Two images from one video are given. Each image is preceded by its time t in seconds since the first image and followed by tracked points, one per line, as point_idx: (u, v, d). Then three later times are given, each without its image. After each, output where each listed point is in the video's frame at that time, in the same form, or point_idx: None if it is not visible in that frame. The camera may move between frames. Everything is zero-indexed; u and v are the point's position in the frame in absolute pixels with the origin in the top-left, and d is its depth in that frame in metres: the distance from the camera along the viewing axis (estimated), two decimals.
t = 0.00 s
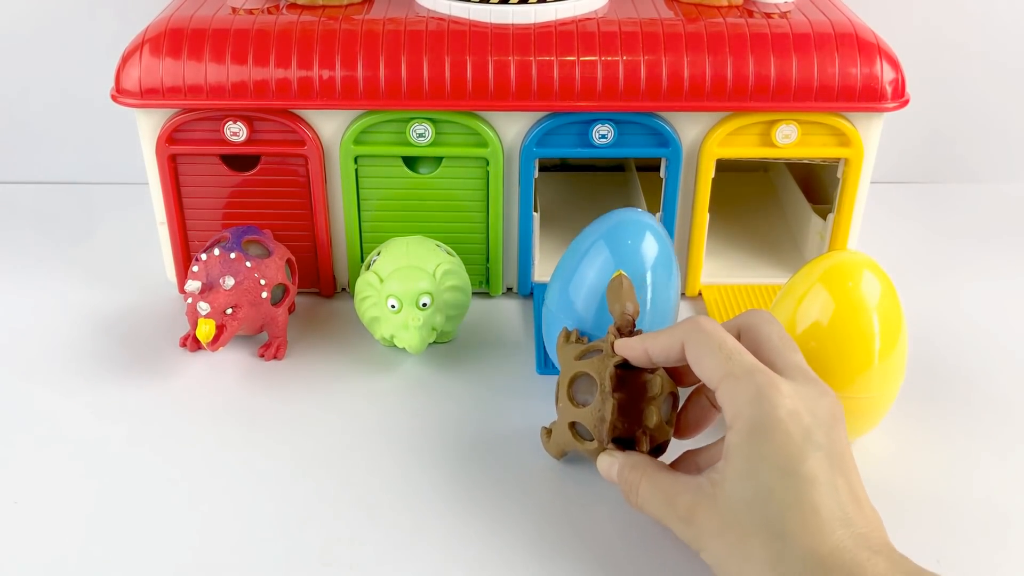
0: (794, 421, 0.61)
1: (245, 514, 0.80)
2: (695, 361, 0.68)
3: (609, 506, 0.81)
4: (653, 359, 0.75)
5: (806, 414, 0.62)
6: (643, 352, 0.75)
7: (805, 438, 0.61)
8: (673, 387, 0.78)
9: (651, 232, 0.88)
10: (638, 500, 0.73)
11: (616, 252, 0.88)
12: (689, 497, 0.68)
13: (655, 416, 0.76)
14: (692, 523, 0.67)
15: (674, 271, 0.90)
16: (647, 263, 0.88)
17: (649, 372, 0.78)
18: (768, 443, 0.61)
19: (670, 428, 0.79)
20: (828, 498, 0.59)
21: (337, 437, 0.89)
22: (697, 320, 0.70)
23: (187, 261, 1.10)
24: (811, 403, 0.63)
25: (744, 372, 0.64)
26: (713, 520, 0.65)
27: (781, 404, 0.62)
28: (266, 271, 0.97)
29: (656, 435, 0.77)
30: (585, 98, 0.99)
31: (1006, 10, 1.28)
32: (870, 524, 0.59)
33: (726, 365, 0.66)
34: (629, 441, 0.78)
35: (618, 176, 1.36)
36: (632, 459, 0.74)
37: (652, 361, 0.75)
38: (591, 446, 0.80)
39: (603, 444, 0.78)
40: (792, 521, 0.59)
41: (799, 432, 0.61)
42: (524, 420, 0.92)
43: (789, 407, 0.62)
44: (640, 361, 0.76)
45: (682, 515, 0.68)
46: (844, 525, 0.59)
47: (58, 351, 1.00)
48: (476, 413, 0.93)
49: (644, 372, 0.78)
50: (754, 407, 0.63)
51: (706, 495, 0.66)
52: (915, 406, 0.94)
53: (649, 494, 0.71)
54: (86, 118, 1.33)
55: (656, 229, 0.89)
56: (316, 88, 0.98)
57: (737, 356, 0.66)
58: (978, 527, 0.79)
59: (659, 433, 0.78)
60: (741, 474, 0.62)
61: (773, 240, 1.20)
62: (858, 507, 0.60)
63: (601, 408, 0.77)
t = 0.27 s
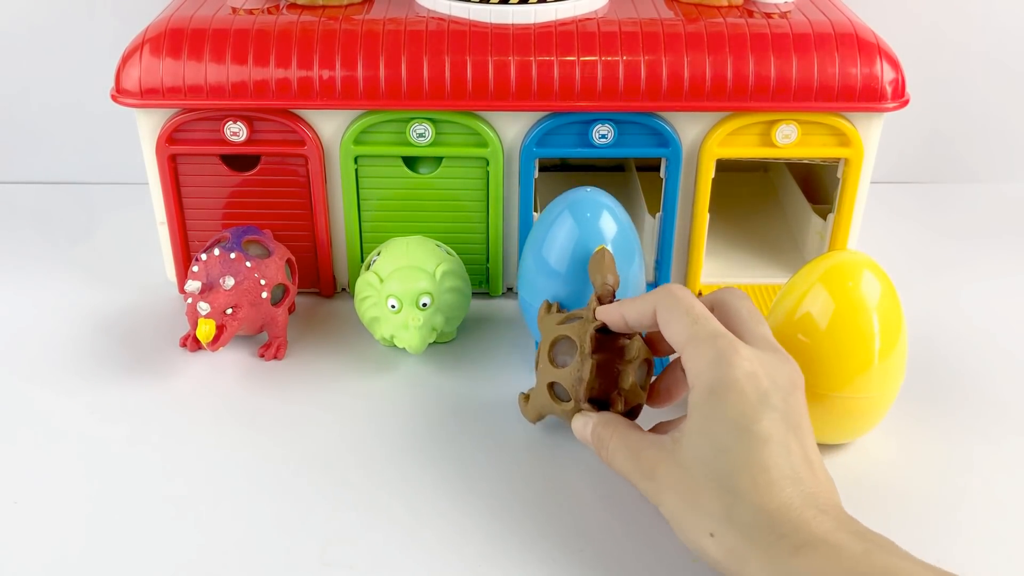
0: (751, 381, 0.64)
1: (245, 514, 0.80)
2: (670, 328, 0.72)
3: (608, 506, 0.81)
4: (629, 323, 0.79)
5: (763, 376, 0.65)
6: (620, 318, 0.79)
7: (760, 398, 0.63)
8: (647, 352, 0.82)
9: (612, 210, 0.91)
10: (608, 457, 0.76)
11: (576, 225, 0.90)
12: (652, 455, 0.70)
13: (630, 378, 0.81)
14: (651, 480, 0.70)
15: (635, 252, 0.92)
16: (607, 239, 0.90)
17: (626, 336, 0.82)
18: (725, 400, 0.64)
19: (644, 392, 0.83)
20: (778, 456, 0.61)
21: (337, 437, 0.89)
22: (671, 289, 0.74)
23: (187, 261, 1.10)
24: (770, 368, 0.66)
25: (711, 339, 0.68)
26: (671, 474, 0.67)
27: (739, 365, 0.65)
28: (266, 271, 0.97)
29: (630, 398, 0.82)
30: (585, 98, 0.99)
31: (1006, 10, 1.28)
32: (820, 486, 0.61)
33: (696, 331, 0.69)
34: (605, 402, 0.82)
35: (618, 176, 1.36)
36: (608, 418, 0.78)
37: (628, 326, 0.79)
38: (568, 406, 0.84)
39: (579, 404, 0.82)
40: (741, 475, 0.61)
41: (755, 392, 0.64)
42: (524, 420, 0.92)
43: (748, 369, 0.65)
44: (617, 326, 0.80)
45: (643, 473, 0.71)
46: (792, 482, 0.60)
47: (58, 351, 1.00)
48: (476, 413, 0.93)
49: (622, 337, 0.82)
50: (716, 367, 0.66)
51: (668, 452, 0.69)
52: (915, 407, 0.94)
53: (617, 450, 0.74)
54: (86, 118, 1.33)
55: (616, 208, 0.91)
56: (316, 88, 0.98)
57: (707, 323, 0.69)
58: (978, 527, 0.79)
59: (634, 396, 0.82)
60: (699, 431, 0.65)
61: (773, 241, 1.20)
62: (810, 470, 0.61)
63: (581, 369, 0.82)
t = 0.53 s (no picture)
0: (717, 321, 0.67)
1: (246, 515, 0.80)
2: (648, 270, 0.75)
3: (609, 506, 0.81)
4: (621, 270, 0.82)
5: (729, 319, 0.68)
6: (612, 266, 0.82)
7: (725, 338, 0.66)
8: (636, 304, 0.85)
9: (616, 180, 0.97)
10: (578, 390, 0.78)
11: (582, 190, 0.96)
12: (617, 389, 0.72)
13: (615, 324, 0.84)
14: (613, 411, 0.72)
15: (633, 226, 0.97)
16: (609, 206, 0.96)
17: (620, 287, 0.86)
18: (691, 338, 0.67)
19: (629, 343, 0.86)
20: (737, 393, 0.64)
21: (337, 437, 0.89)
22: (657, 237, 0.77)
23: (187, 261, 1.10)
24: (738, 315, 0.69)
25: (685, 282, 0.71)
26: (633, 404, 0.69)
27: (709, 306, 0.68)
28: (266, 271, 0.97)
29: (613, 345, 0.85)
30: (585, 98, 0.99)
31: (1005, 10, 1.28)
32: (772, 424, 0.64)
33: (672, 274, 0.72)
34: (589, 345, 0.86)
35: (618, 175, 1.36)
36: (586, 356, 0.80)
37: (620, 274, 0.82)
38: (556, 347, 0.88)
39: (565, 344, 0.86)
40: (700, 407, 0.64)
41: (721, 331, 0.67)
42: (524, 420, 0.92)
43: (716, 310, 0.68)
44: (611, 273, 0.83)
45: (606, 405, 0.73)
46: (747, 417, 0.64)
47: (58, 351, 1.00)
48: (476, 413, 0.93)
49: (612, 287, 0.86)
50: (685, 307, 0.69)
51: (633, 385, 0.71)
52: (916, 406, 0.94)
53: (588, 383, 0.76)
54: (86, 119, 1.33)
55: (620, 181, 0.98)
56: (316, 87, 0.98)
57: (683, 268, 0.72)
58: (978, 527, 0.79)
59: (618, 342, 0.85)
60: (663, 365, 0.67)
61: (773, 241, 1.20)
62: (765, 409, 0.65)
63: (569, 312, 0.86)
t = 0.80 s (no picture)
0: (678, 329, 0.71)
1: (245, 515, 0.80)
2: (621, 277, 0.78)
3: (609, 506, 0.81)
4: (601, 278, 0.84)
5: (691, 326, 0.71)
6: (592, 275, 0.85)
7: (685, 345, 0.70)
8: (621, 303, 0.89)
9: (618, 175, 0.98)
10: (567, 395, 0.84)
11: (585, 185, 0.96)
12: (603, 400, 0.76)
13: (602, 337, 0.89)
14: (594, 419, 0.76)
15: (636, 221, 0.98)
16: (611, 201, 0.96)
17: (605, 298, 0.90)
18: (654, 346, 0.71)
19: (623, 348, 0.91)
20: (694, 397, 0.67)
21: (337, 437, 0.89)
22: (631, 234, 0.80)
23: (187, 261, 1.10)
24: (703, 323, 0.72)
25: (652, 288, 0.74)
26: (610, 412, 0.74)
27: (670, 315, 0.72)
28: (266, 271, 0.97)
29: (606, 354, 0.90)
30: (585, 98, 0.99)
31: (1005, 10, 1.28)
32: (732, 427, 0.66)
33: (641, 279, 0.75)
34: (582, 354, 0.91)
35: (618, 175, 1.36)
36: (577, 365, 0.87)
37: (601, 280, 0.84)
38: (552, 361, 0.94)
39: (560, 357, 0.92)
40: (658, 410, 0.68)
41: (681, 339, 0.70)
42: (524, 420, 0.92)
43: (677, 319, 0.72)
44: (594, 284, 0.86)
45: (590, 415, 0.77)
46: (704, 419, 0.66)
47: (58, 351, 1.00)
48: (476, 413, 0.93)
49: (596, 298, 0.90)
50: (650, 315, 0.72)
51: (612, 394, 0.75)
52: (916, 406, 0.94)
53: (571, 385, 0.84)
54: (86, 118, 1.33)
55: (622, 177, 0.98)
56: (316, 87, 0.98)
57: (651, 272, 0.75)
58: (979, 526, 0.79)
59: (608, 352, 0.90)
60: (631, 373, 0.72)
61: (773, 241, 1.20)
62: (725, 413, 0.67)
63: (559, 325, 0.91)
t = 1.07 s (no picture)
0: (697, 308, 0.70)
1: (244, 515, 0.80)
2: (638, 261, 0.77)
3: (609, 506, 0.81)
4: (616, 262, 0.83)
5: (710, 307, 0.71)
6: (605, 257, 0.84)
7: (703, 324, 0.69)
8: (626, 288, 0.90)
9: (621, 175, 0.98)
10: (565, 375, 0.85)
11: (587, 185, 0.97)
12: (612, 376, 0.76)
13: (614, 314, 0.89)
14: (603, 395, 0.76)
15: (640, 222, 0.98)
16: (614, 202, 0.97)
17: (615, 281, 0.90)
18: (669, 323, 0.70)
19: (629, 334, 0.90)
20: (711, 377, 0.67)
21: (337, 437, 0.89)
22: (658, 232, 0.78)
23: (187, 261, 1.10)
24: (721, 305, 0.71)
25: (671, 272, 0.74)
26: (621, 388, 0.73)
27: (690, 294, 0.71)
28: (266, 271, 0.97)
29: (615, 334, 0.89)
30: (584, 98, 0.99)
31: (1005, 10, 1.28)
32: (747, 409, 0.66)
33: (660, 263, 0.75)
34: (590, 339, 0.90)
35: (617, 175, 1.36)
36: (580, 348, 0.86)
37: (615, 263, 0.84)
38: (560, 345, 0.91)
39: (569, 341, 0.89)
40: (673, 386, 0.67)
41: (700, 318, 0.70)
42: (523, 420, 0.92)
43: (697, 297, 0.71)
44: (607, 267, 0.85)
45: (596, 391, 0.77)
46: (721, 400, 0.66)
47: (58, 351, 1.00)
48: (476, 413, 0.93)
49: (606, 282, 0.90)
50: (669, 294, 0.72)
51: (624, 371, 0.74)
52: (916, 406, 0.94)
53: (574, 365, 0.83)
54: (86, 118, 1.33)
55: (626, 177, 0.99)
56: (316, 87, 0.98)
57: (671, 258, 0.75)
58: (978, 526, 0.79)
59: (619, 335, 0.89)
60: (646, 349, 0.71)
61: (773, 241, 1.20)
62: (739, 394, 0.67)
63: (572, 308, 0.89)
